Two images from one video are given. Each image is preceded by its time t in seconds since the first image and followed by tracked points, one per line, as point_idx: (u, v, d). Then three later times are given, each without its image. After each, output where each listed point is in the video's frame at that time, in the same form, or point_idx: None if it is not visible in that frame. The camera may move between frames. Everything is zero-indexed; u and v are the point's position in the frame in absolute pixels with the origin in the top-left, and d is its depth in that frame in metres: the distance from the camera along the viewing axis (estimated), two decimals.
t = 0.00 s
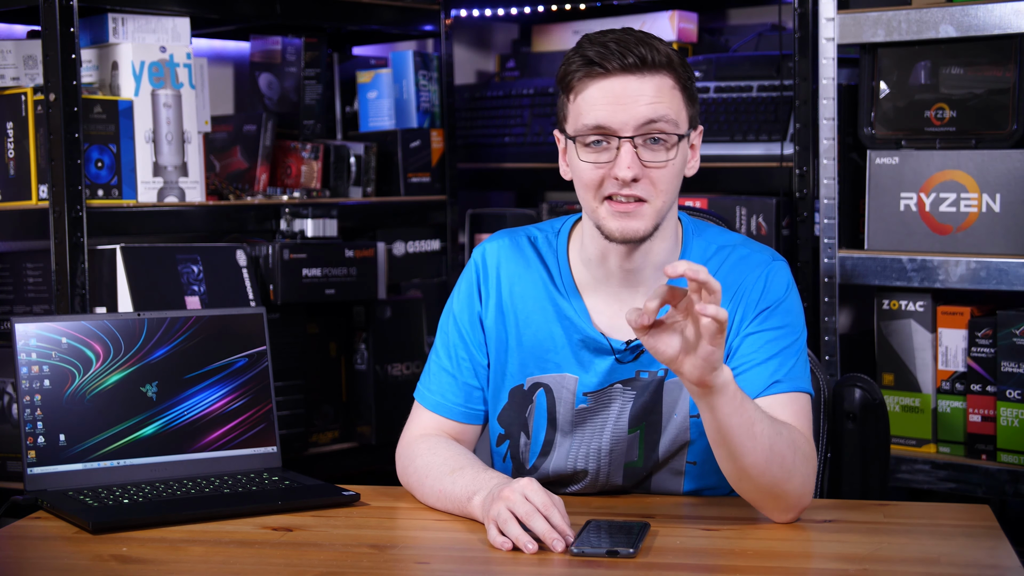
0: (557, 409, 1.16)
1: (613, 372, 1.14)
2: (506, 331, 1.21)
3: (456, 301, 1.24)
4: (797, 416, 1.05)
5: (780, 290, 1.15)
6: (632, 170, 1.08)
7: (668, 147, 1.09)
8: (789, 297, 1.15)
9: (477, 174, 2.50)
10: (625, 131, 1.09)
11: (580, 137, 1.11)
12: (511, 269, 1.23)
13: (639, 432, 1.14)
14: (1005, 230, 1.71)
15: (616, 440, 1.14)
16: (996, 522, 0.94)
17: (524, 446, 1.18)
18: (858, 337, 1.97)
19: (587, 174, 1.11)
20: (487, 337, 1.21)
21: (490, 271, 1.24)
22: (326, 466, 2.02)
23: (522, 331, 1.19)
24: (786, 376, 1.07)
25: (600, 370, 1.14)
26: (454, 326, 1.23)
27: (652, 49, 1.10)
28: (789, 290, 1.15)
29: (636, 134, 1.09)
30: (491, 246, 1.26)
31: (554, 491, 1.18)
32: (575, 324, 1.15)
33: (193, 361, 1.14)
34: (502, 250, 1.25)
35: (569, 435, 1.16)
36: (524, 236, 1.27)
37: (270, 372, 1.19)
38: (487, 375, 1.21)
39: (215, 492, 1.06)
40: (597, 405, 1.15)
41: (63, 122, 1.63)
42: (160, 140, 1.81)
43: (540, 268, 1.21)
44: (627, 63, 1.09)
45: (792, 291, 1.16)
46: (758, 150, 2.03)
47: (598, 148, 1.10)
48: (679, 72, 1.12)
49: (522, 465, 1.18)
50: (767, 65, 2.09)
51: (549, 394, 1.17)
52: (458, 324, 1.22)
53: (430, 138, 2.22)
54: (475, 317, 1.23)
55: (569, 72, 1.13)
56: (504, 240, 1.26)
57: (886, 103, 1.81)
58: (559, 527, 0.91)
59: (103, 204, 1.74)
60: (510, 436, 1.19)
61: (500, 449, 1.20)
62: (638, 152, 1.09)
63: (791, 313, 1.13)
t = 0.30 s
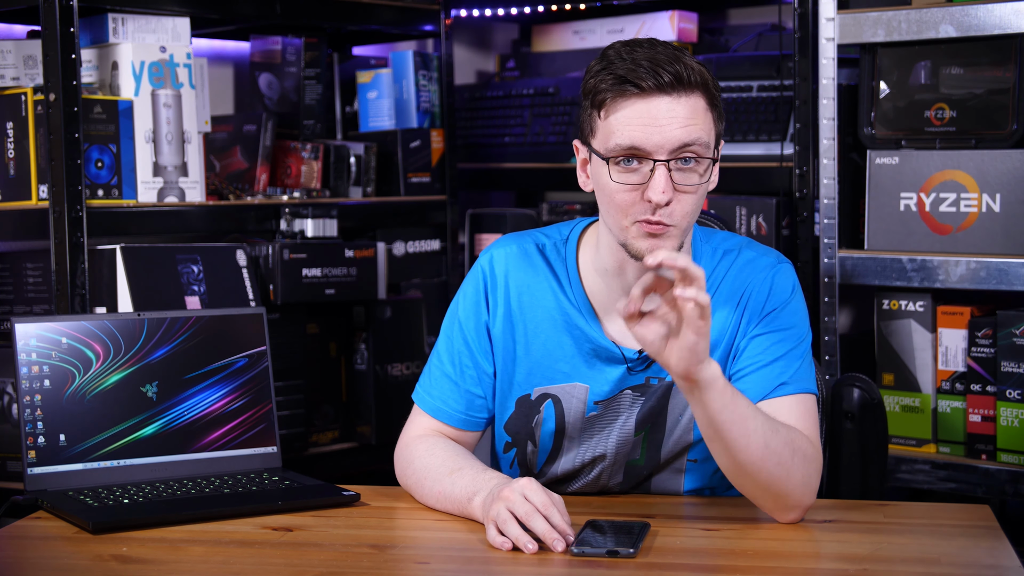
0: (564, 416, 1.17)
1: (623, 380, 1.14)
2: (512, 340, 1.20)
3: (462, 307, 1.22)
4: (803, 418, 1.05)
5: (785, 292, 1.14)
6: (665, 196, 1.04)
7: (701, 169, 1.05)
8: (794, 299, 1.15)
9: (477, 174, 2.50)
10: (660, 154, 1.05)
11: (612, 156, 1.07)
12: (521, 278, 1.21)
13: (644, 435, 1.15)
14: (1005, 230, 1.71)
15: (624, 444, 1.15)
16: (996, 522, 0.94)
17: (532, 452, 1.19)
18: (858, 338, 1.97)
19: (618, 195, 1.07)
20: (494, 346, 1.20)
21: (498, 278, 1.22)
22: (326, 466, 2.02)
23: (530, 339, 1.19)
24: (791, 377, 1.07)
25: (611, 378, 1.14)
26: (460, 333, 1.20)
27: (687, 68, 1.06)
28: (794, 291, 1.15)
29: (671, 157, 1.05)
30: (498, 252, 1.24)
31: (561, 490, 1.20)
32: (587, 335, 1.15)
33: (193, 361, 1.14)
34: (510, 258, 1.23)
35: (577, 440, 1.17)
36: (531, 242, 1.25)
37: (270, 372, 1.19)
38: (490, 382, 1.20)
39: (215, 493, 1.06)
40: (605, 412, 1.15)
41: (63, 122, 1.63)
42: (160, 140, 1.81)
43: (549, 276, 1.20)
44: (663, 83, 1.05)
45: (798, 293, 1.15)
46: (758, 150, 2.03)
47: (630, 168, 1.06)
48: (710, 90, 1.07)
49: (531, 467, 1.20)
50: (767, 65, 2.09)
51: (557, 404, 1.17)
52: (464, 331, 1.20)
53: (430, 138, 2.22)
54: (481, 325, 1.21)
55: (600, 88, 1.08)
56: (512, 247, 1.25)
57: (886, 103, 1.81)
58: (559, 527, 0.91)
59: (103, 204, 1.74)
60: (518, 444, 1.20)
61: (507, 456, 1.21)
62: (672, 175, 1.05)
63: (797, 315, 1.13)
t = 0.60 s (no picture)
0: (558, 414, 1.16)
1: (616, 377, 1.14)
2: (505, 335, 1.20)
3: (456, 304, 1.23)
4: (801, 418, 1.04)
5: (779, 291, 1.15)
6: (644, 193, 1.04)
7: (681, 167, 1.06)
8: (789, 297, 1.15)
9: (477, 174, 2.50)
10: (640, 151, 1.05)
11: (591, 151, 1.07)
12: (512, 274, 1.22)
13: (641, 438, 1.14)
14: (1005, 230, 1.71)
15: (620, 445, 1.15)
16: (995, 522, 0.94)
17: (525, 451, 1.18)
18: (858, 338, 1.97)
19: (598, 191, 1.08)
20: (487, 342, 1.21)
21: (490, 274, 1.23)
22: (326, 466, 2.02)
23: (522, 335, 1.19)
24: (791, 376, 1.07)
25: (603, 375, 1.14)
26: (453, 329, 1.22)
27: (668, 65, 1.05)
28: (788, 289, 1.15)
29: (651, 155, 1.05)
30: (491, 250, 1.25)
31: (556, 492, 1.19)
32: (577, 330, 1.15)
33: (193, 361, 1.14)
34: (502, 255, 1.24)
35: (570, 441, 1.16)
36: (524, 240, 1.26)
37: (270, 371, 1.19)
38: (484, 378, 1.21)
39: (215, 492, 1.06)
40: (599, 410, 1.15)
41: (63, 122, 1.63)
42: (160, 140, 1.81)
43: (541, 273, 1.21)
44: (643, 80, 1.05)
45: (792, 291, 1.16)
46: (758, 150, 2.03)
47: (610, 164, 1.07)
48: (692, 87, 1.07)
49: (525, 467, 1.19)
50: (767, 65, 2.09)
51: (550, 398, 1.17)
52: (457, 327, 1.21)
53: (430, 138, 2.23)
54: (474, 320, 1.22)
55: (581, 84, 1.08)
56: (505, 244, 1.25)
57: (886, 103, 1.81)
58: (560, 528, 0.91)
59: (103, 204, 1.74)
60: (511, 440, 1.19)
61: (501, 454, 1.20)
62: (652, 172, 1.05)
63: (792, 313, 1.13)
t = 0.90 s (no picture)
0: (554, 411, 1.16)
1: (610, 376, 1.14)
2: (502, 333, 1.20)
3: (453, 302, 1.23)
4: (798, 415, 1.04)
5: (770, 285, 1.15)
6: (635, 195, 1.05)
7: (670, 167, 1.06)
8: (780, 290, 1.15)
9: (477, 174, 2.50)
10: (628, 154, 1.05)
11: (580, 157, 1.07)
12: (509, 273, 1.22)
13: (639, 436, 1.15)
14: (1005, 230, 1.71)
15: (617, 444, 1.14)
16: (995, 522, 0.94)
17: (521, 450, 1.18)
18: (858, 337, 1.97)
19: (589, 197, 1.08)
20: (484, 340, 1.21)
21: (487, 272, 1.23)
22: (326, 466, 2.02)
23: (518, 333, 1.19)
24: (786, 372, 1.06)
25: (598, 374, 1.14)
26: (451, 327, 1.21)
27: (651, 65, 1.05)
28: (779, 283, 1.16)
29: (639, 157, 1.05)
30: (488, 249, 1.26)
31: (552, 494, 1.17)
32: (572, 329, 1.15)
33: (193, 361, 1.14)
34: (499, 254, 1.25)
35: (567, 440, 1.16)
36: (520, 240, 1.26)
37: (270, 372, 1.19)
38: (482, 376, 1.21)
39: (215, 493, 1.06)
40: (595, 407, 1.14)
41: (63, 122, 1.63)
42: (160, 140, 1.81)
43: (538, 272, 1.21)
44: (627, 83, 1.04)
45: (783, 284, 1.16)
46: (757, 150, 2.03)
47: (599, 168, 1.07)
48: (677, 85, 1.07)
49: (521, 468, 1.18)
50: (767, 65, 2.09)
51: (545, 397, 1.17)
52: (455, 325, 1.21)
53: (430, 138, 2.23)
54: (471, 318, 1.22)
55: (564, 92, 1.08)
56: (501, 243, 1.26)
57: (886, 103, 1.81)
58: (559, 527, 0.91)
59: (103, 204, 1.74)
60: (507, 439, 1.18)
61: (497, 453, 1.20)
62: (642, 174, 1.05)
63: (785, 307, 1.13)
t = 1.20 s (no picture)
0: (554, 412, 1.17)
1: (609, 378, 1.15)
2: (501, 335, 1.20)
3: (454, 303, 1.23)
4: (795, 414, 1.03)
5: (766, 283, 1.14)
6: (630, 189, 1.05)
7: (662, 160, 1.06)
8: (777, 287, 1.14)
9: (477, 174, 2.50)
10: (619, 150, 1.05)
11: (571, 159, 1.08)
12: (509, 274, 1.22)
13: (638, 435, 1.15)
14: (1005, 230, 1.71)
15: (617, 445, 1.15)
16: (995, 522, 0.94)
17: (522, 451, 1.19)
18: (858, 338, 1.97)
19: (585, 197, 1.08)
20: (483, 341, 1.21)
21: (487, 274, 1.23)
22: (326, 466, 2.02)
23: (518, 335, 1.19)
24: (780, 372, 1.05)
25: (597, 375, 1.15)
26: (451, 328, 1.21)
27: (632, 64, 1.06)
28: (776, 279, 1.15)
29: (630, 152, 1.05)
30: (489, 251, 1.26)
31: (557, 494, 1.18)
32: (571, 333, 1.16)
33: (193, 361, 1.14)
34: (500, 256, 1.25)
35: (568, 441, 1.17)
36: (521, 241, 1.26)
37: (270, 372, 1.19)
38: (482, 378, 1.21)
39: (215, 492, 1.06)
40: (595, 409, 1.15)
41: (63, 122, 1.63)
42: (160, 140, 1.81)
43: (538, 274, 1.21)
44: (611, 82, 1.05)
45: (780, 280, 1.15)
46: (757, 150, 2.03)
47: (592, 167, 1.07)
48: (659, 82, 1.08)
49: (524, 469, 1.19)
50: (766, 65, 2.09)
51: (545, 400, 1.18)
52: (455, 327, 1.21)
53: (430, 138, 2.22)
54: (471, 320, 1.21)
55: (550, 97, 1.09)
56: (502, 244, 1.26)
57: (886, 103, 1.81)
58: (559, 527, 0.91)
59: (103, 204, 1.74)
60: (508, 440, 1.20)
61: (501, 453, 1.21)
62: (634, 169, 1.06)
63: (781, 304, 1.12)
